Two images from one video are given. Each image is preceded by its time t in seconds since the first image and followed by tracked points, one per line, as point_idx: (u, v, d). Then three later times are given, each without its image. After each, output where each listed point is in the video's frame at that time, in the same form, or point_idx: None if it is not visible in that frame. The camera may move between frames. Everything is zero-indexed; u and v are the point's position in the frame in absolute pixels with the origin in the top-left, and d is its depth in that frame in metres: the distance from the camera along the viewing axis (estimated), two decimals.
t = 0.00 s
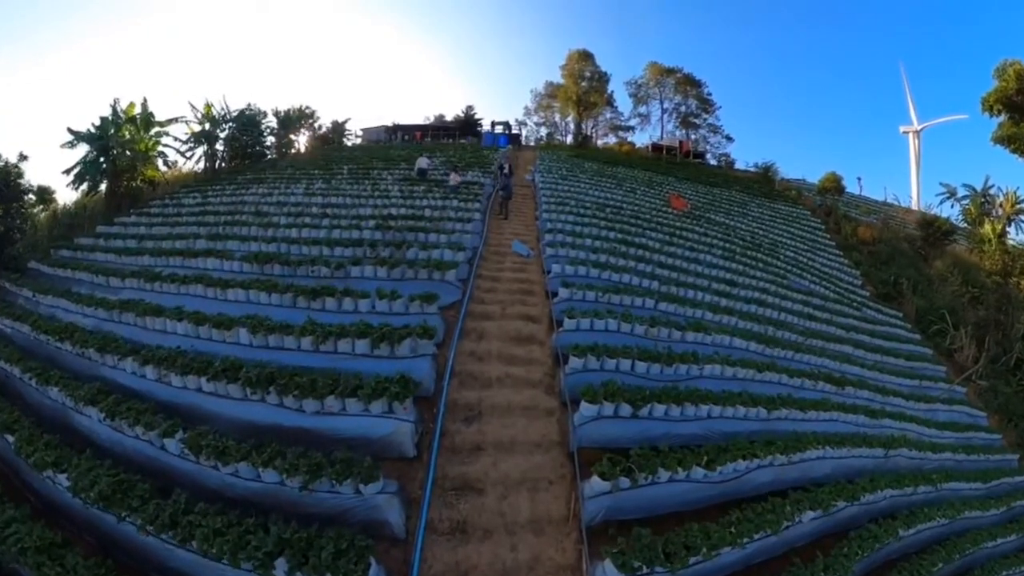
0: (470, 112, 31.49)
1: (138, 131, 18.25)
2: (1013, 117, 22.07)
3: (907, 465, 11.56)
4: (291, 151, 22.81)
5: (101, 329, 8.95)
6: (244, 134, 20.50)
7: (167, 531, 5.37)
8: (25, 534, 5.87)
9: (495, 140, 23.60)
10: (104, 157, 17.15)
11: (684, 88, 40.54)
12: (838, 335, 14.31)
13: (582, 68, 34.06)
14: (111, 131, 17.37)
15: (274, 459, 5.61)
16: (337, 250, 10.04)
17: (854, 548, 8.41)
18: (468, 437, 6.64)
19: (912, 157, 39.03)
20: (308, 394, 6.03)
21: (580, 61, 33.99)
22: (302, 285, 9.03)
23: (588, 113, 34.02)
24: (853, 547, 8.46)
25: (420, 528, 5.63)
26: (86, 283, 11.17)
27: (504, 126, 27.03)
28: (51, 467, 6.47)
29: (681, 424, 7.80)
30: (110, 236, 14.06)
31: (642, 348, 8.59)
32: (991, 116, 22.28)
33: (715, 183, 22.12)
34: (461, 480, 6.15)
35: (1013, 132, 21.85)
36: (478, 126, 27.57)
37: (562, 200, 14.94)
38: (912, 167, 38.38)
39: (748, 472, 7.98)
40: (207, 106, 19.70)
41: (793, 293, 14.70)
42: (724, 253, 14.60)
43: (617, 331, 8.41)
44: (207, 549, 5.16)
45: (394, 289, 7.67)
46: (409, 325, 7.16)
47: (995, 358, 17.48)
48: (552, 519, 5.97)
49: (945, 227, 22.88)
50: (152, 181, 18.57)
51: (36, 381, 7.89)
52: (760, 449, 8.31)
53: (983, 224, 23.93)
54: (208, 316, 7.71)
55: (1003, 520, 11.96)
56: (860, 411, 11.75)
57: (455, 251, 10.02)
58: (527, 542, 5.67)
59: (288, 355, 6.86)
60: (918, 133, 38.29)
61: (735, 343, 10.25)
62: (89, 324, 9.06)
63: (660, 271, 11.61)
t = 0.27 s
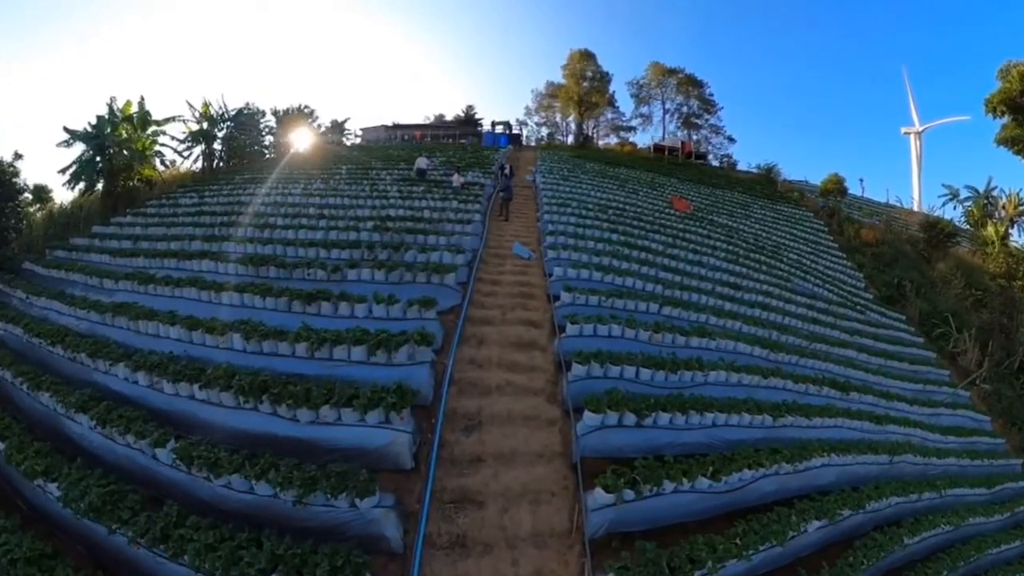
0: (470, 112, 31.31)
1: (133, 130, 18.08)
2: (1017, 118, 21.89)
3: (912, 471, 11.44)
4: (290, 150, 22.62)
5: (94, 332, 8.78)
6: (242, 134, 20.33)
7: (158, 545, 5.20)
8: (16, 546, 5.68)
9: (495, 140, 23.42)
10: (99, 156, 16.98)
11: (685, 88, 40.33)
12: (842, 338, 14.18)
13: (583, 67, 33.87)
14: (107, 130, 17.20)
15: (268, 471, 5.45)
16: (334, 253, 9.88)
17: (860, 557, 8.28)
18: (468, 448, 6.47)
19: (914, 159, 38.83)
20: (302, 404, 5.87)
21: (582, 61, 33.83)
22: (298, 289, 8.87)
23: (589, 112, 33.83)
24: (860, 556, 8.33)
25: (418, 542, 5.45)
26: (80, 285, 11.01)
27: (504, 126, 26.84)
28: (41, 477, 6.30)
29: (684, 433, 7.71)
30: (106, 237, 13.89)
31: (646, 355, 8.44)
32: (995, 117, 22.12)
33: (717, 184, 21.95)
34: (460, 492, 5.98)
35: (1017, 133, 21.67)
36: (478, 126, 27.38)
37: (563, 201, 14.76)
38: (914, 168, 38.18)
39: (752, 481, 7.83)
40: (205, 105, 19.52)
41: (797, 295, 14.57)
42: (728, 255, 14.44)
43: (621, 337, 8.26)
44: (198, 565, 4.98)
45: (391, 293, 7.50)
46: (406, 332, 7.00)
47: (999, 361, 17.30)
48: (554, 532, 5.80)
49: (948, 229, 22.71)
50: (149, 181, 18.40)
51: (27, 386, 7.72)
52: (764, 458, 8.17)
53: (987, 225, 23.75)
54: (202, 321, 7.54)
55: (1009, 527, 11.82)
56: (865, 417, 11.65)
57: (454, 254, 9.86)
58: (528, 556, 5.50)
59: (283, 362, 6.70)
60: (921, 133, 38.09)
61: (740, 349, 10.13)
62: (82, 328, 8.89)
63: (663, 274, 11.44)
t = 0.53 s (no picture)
0: (471, 113, 31.12)
1: (130, 130, 17.89)
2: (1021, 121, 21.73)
3: (914, 481, 11.32)
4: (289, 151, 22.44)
5: (87, 341, 8.63)
6: (240, 134, 20.15)
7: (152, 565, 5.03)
8: (10, 564, 5.52)
9: (496, 142, 23.26)
10: (96, 157, 16.88)
11: (687, 90, 40.18)
12: (845, 344, 14.06)
13: (584, 69, 33.71)
14: (103, 131, 17.05)
15: (265, 490, 5.29)
16: (331, 259, 9.73)
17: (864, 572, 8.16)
18: (469, 465, 6.30)
19: (916, 161, 38.66)
20: (299, 420, 5.71)
21: (583, 62, 33.66)
22: (295, 298, 8.72)
23: (590, 113, 33.67)
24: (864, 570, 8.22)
25: (418, 562, 5.27)
26: (74, 290, 10.85)
27: (504, 127, 26.67)
28: (32, 491, 6.12)
29: (689, 446, 7.58)
30: (102, 240, 13.74)
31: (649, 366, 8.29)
32: (998, 121, 21.97)
33: (719, 188, 21.79)
34: (461, 510, 5.80)
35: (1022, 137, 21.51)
36: (479, 127, 27.20)
37: (565, 205, 14.59)
38: (916, 170, 38.02)
39: (756, 495, 7.69)
40: (202, 105, 19.34)
41: (800, 301, 14.45)
42: (731, 261, 14.29)
43: (624, 348, 8.11)
44: None
45: (390, 303, 7.35)
46: (406, 344, 6.83)
47: (1003, 367, 17.15)
48: (558, 552, 5.63)
49: (951, 233, 22.56)
50: (147, 182, 18.24)
51: (19, 396, 7.55)
52: (768, 472, 8.04)
53: (990, 229, 23.59)
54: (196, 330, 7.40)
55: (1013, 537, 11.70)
56: (867, 427, 11.57)
57: (454, 261, 9.71)
58: None
59: (281, 375, 6.56)
60: (923, 136, 37.91)
61: (745, 359, 10.01)
62: (76, 335, 8.73)
63: (667, 281, 11.28)
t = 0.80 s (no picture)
0: (472, 113, 30.90)
1: (126, 128, 17.67)
2: None
3: (922, 488, 11.13)
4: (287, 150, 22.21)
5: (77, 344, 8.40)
6: (238, 133, 19.92)
7: None
8: None
9: (496, 142, 23.04)
10: (92, 155, 16.69)
11: (688, 91, 39.99)
12: (851, 348, 13.87)
13: (586, 69, 33.52)
14: (99, 128, 16.84)
15: (258, 506, 5.06)
16: (328, 261, 9.51)
17: None
18: (471, 478, 6.08)
19: (918, 163, 38.46)
20: (293, 432, 5.54)
21: (585, 62, 33.47)
22: (291, 301, 8.50)
23: (591, 114, 33.47)
24: None
25: None
26: (66, 292, 10.62)
27: (505, 127, 26.45)
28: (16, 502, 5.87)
29: (697, 456, 7.38)
30: (96, 240, 13.52)
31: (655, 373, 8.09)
32: (1003, 123, 21.79)
33: (722, 189, 21.57)
34: (463, 526, 5.58)
35: None
36: (479, 127, 26.98)
37: (567, 207, 14.36)
38: (918, 172, 37.82)
39: (765, 506, 7.49)
40: (200, 103, 19.11)
41: (805, 304, 14.25)
42: (736, 264, 14.07)
43: (630, 354, 7.90)
44: None
45: (389, 308, 7.14)
46: (406, 351, 6.61)
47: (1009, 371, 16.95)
48: (564, 570, 5.40)
49: (955, 236, 22.35)
50: (143, 180, 18.01)
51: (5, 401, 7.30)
52: (777, 482, 7.84)
53: (994, 232, 23.40)
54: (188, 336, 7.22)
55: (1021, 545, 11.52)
56: (874, 433, 11.38)
57: (454, 263, 9.49)
58: None
59: (278, 383, 6.35)
60: (926, 138, 37.70)
61: (752, 364, 9.83)
62: (66, 339, 8.50)
63: (671, 285, 11.06)
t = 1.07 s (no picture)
0: (472, 112, 30.65)
1: (121, 125, 17.38)
2: None
3: (929, 495, 10.95)
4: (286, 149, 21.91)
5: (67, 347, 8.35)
6: (235, 131, 19.64)
7: None
8: None
9: (497, 142, 22.80)
10: (86, 153, 16.44)
11: (690, 91, 39.78)
12: (858, 352, 13.67)
13: (587, 68, 33.31)
14: (94, 125, 16.55)
15: (251, 523, 4.86)
16: (325, 262, 9.27)
17: None
18: (475, 491, 5.88)
19: (920, 164, 38.27)
20: (286, 446, 5.45)
21: (586, 62, 33.26)
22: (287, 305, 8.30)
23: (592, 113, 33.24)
24: None
25: None
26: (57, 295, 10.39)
27: (506, 126, 26.22)
28: None
29: (706, 466, 7.26)
30: (89, 240, 13.27)
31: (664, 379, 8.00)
32: (1007, 124, 21.61)
33: (724, 190, 21.36)
34: (467, 543, 5.37)
35: None
36: (480, 126, 26.74)
37: (570, 207, 14.12)
38: (920, 173, 37.63)
39: (776, 516, 7.30)
40: (197, 101, 18.82)
41: (811, 307, 14.05)
42: (741, 266, 13.86)
43: (638, 360, 7.78)
44: None
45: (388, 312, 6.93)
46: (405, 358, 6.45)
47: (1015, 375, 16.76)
48: None
49: (960, 237, 22.17)
50: (138, 179, 17.70)
51: None
52: (787, 490, 7.66)
53: (999, 234, 23.22)
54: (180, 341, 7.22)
55: None
56: (882, 438, 11.18)
57: (455, 264, 9.27)
58: None
59: (273, 391, 6.31)
60: (929, 143, 37.64)
61: (760, 369, 9.65)
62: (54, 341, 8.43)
63: (678, 287, 10.84)
